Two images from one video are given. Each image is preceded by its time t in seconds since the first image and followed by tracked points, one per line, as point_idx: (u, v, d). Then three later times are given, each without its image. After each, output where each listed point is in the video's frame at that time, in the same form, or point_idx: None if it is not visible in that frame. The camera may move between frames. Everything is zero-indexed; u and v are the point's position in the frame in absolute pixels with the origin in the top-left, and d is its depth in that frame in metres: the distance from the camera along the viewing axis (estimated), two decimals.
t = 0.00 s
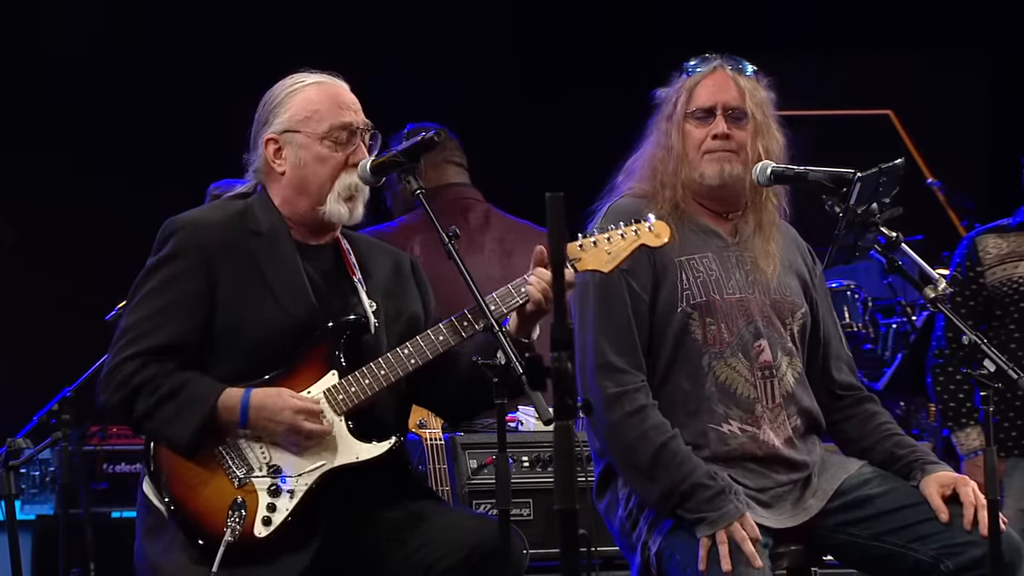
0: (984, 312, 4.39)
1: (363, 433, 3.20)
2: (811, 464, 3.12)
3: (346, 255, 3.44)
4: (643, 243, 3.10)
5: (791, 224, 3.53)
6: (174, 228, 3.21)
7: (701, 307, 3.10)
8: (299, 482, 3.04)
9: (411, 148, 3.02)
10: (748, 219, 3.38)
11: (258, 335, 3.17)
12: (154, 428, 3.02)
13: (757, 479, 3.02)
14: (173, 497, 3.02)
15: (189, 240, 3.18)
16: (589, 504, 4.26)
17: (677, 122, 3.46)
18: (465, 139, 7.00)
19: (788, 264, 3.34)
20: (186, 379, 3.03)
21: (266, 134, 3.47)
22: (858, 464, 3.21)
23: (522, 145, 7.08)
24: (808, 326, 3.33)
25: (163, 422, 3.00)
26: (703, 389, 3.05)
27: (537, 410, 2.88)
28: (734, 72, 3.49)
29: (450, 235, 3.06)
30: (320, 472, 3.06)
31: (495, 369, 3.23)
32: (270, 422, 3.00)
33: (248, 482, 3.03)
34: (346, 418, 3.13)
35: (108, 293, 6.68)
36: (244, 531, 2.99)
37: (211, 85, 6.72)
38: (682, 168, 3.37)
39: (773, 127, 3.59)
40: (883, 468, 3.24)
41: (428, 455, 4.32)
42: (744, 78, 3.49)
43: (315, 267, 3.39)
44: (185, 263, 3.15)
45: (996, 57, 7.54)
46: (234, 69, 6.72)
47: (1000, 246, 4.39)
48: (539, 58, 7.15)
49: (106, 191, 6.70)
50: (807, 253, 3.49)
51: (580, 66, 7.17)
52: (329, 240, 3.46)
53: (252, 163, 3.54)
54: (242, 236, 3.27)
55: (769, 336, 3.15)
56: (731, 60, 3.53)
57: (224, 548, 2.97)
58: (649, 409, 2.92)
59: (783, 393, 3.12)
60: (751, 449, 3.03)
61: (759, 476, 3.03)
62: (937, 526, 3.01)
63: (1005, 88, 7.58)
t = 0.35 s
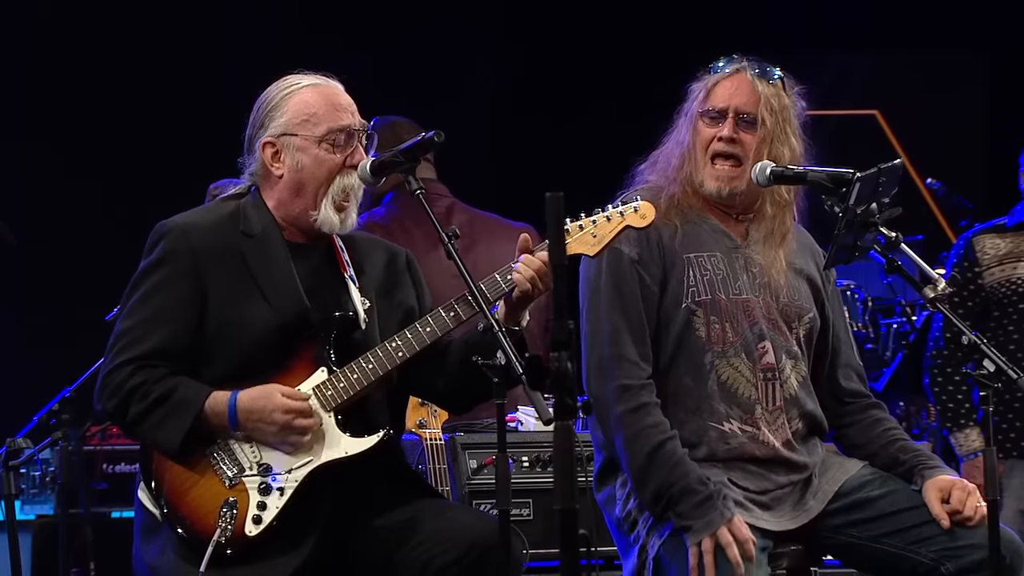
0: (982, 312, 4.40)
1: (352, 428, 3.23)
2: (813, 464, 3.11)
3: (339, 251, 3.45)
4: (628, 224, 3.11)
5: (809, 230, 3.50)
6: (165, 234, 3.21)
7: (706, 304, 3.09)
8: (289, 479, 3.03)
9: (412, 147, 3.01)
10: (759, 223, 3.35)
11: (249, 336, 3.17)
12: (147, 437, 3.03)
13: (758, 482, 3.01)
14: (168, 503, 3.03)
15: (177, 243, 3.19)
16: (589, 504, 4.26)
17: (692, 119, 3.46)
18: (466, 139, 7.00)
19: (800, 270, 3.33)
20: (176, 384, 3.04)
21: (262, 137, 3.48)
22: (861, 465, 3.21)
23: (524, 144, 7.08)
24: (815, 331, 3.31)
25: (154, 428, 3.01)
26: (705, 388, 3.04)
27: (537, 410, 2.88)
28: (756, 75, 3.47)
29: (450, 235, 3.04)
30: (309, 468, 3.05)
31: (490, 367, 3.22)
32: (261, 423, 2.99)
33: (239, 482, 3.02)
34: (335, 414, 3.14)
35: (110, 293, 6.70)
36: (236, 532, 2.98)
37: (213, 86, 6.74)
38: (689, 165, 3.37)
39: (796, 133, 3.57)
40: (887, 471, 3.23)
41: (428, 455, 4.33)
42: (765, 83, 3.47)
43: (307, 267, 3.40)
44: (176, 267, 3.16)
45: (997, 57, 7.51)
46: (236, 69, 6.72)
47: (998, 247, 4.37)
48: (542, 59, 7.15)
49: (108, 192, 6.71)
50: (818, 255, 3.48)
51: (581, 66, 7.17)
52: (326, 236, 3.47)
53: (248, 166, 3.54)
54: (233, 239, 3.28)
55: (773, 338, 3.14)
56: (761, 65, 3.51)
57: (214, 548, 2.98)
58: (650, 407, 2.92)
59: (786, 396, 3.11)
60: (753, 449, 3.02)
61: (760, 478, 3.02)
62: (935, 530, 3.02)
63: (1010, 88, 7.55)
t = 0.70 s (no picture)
0: (979, 313, 4.41)
1: (352, 430, 3.23)
2: (812, 467, 3.12)
3: (338, 252, 3.45)
4: (628, 228, 3.13)
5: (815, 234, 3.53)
6: (168, 231, 3.21)
7: (709, 297, 3.10)
8: (286, 478, 3.04)
9: (412, 148, 3.00)
10: (760, 225, 3.35)
11: (247, 335, 3.17)
12: (146, 433, 3.02)
13: (760, 487, 3.01)
14: (165, 502, 3.02)
15: (180, 241, 3.19)
16: (589, 504, 4.27)
17: (695, 120, 3.46)
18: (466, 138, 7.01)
19: (805, 271, 3.34)
20: (175, 385, 3.03)
21: (262, 141, 3.47)
22: (866, 466, 3.23)
23: (523, 144, 7.08)
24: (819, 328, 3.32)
25: (150, 429, 3.00)
26: (707, 379, 3.04)
27: (537, 409, 2.88)
28: (758, 78, 3.46)
29: (451, 236, 3.04)
30: (306, 468, 3.06)
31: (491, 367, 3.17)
32: (254, 429, 2.98)
33: (235, 480, 3.03)
34: (334, 413, 3.15)
35: (110, 293, 6.69)
36: (232, 530, 2.98)
37: (213, 86, 6.76)
38: (691, 165, 3.35)
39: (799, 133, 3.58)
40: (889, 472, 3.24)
41: (425, 454, 4.17)
42: (767, 85, 3.46)
43: (308, 267, 3.41)
44: (177, 264, 3.16)
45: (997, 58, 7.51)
46: (235, 70, 6.76)
47: (995, 246, 4.39)
48: (540, 61, 7.19)
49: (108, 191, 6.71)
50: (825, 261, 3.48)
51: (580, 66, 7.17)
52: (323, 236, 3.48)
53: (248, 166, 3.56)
54: (234, 238, 3.28)
55: (775, 333, 3.15)
56: (766, 67, 3.51)
57: (211, 547, 2.97)
58: (657, 402, 2.91)
59: (786, 390, 3.12)
60: (756, 443, 3.02)
61: (762, 483, 3.02)
62: (936, 533, 3.02)
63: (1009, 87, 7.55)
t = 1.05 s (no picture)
0: (976, 313, 4.42)
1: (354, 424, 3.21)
2: (815, 464, 3.11)
3: (340, 251, 3.45)
4: (632, 229, 3.13)
5: (813, 233, 3.53)
6: (167, 228, 3.23)
7: (706, 297, 3.10)
8: (289, 473, 3.04)
9: (412, 149, 3.01)
10: (760, 228, 3.35)
11: (246, 331, 3.17)
12: (147, 420, 3.02)
13: (762, 481, 3.01)
14: (168, 495, 3.02)
15: (178, 236, 3.21)
16: (589, 504, 4.25)
17: (699, 125, 3.44)
18: (465, 138, 7.01)
19: (805, 270, 3.35)
20: (174, 376, 3.03)
21: (257, 145, 3.45)
22: (866, 466, 3.21)
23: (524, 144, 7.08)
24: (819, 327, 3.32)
25: (152, 421, 3.00)
26: (706, 379, 3.04)
27: (538, 410, 2.88)
28: (764, 85, 3.43)
29: (450, 234, 3.06)
30: (309, 462, 3.06)
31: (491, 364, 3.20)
32: (254, 421, 2.99)
33: (238, 473, 3.03)
34: (337, 409, 3.16)
35: (109, 293, 6.68)
36: (235, 522, 2.98)
37: (213, 87, 6.78)
38: (690, 171, 3.36)
39: (802, 140, 3.55)
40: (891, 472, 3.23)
41: (428, 454, 4.27)
42: (772, 93, 3.43)
43: (310, 266, 3.41)
44: (174, 261, 3.16)
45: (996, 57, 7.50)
46: (236, 71, 6.80)
47: (993, 247, 4.41)
48: (542, 60, 7.16)
49: (108, 191, 6.71)
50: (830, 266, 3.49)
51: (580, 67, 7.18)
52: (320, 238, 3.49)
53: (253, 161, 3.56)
54: (231, 235, 3.29)
55: (772, 333, 3.15)
56: (770, 72, 3.48)
57: (214, 540, 2.96)
58: (655, 395, 2.92)
59: (785, 389, 3.12)
60: (755, 441, 3.02)
61: (764, 477, 3.02)
62: (941, 530, 3.02)
63: (1008, 88, 7.56)
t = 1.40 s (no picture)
0: (972, 313, 4.47)
1: (351, 422, 3.23)
2: (810, 462, 3.10)
3: (339, 254, 3.47)
4: (629, 227, 3.18)
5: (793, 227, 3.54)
6: (165, 227, 3.23)
7: (694, 296, 3.10)
8: (286, 468, 3.05)
9: (410, 149, 3.01)
10: (739, 219, 3.40)
11: (243, 330, 3.17)
12: (139, 421, 3.02)
13: (759, 477, 3.00)
14: (164, 491, 3.03)
15: (175, 235, 3.21)
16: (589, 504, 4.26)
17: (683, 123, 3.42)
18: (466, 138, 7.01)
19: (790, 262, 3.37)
20: (172, 372, 3.04)
21: (279, 139, 3.47)
22: (863, 463, 3.21)
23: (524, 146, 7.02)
24: (805, 316, 3.33)
25: (143, 419, 3.01)
26: (700, 378, 3.04)
27: (538, 409, 2.99)
28: (740, 77, 3.46)
29: (450, 234, 3.07)
30: (306, 457, 3.07)
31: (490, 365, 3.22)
32: (245, 408, 3.00)
33: (236, 469, 3.03)
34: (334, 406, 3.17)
35: (111, 292, 6.69)
36: (232, 518, 2.97)
37: (214, 87, 6.79)
38: (685, 165, 3.33)
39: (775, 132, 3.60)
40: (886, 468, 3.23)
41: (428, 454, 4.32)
42: (750, 84, 3.46)
43: (310, 267, 3.42)
44: (173, 257, 3.17)
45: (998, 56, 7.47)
46: (236, 71, 6.81)
47: (989, 247, 4.46)
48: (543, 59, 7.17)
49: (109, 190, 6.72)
50: (804, 252, 3.51)
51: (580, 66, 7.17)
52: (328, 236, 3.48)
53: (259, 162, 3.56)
54: (229, 234, 3.30)
55: (763, 325, 3.15)
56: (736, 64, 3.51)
57: (212, 535, 2.96)
58: (652, 401, 2.93)
59: (782, 379, 3.12)
60: (752, 436, 3.01)
61: (762, 474, 3.01)
62: (937, 527, 3.02)
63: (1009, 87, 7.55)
